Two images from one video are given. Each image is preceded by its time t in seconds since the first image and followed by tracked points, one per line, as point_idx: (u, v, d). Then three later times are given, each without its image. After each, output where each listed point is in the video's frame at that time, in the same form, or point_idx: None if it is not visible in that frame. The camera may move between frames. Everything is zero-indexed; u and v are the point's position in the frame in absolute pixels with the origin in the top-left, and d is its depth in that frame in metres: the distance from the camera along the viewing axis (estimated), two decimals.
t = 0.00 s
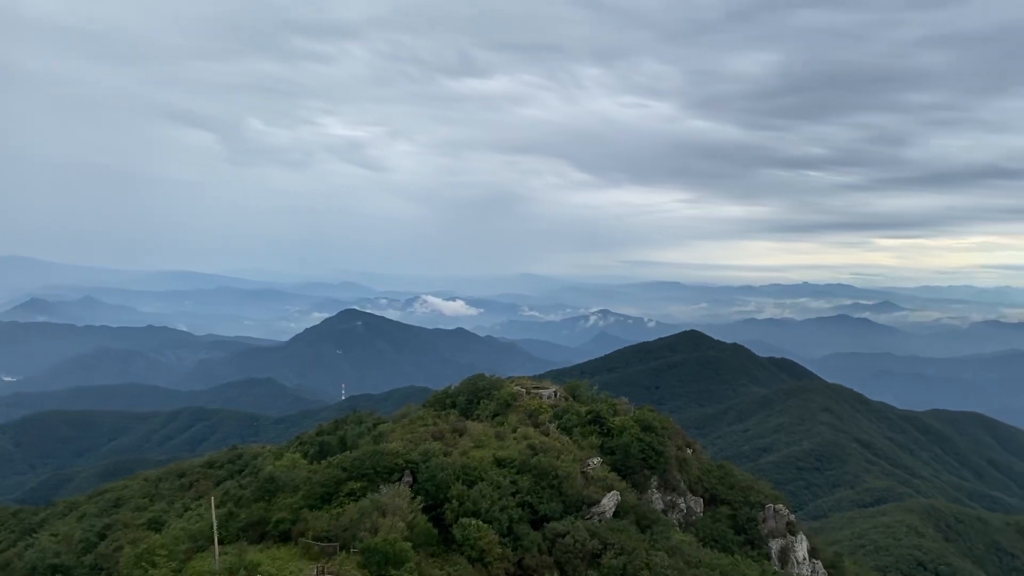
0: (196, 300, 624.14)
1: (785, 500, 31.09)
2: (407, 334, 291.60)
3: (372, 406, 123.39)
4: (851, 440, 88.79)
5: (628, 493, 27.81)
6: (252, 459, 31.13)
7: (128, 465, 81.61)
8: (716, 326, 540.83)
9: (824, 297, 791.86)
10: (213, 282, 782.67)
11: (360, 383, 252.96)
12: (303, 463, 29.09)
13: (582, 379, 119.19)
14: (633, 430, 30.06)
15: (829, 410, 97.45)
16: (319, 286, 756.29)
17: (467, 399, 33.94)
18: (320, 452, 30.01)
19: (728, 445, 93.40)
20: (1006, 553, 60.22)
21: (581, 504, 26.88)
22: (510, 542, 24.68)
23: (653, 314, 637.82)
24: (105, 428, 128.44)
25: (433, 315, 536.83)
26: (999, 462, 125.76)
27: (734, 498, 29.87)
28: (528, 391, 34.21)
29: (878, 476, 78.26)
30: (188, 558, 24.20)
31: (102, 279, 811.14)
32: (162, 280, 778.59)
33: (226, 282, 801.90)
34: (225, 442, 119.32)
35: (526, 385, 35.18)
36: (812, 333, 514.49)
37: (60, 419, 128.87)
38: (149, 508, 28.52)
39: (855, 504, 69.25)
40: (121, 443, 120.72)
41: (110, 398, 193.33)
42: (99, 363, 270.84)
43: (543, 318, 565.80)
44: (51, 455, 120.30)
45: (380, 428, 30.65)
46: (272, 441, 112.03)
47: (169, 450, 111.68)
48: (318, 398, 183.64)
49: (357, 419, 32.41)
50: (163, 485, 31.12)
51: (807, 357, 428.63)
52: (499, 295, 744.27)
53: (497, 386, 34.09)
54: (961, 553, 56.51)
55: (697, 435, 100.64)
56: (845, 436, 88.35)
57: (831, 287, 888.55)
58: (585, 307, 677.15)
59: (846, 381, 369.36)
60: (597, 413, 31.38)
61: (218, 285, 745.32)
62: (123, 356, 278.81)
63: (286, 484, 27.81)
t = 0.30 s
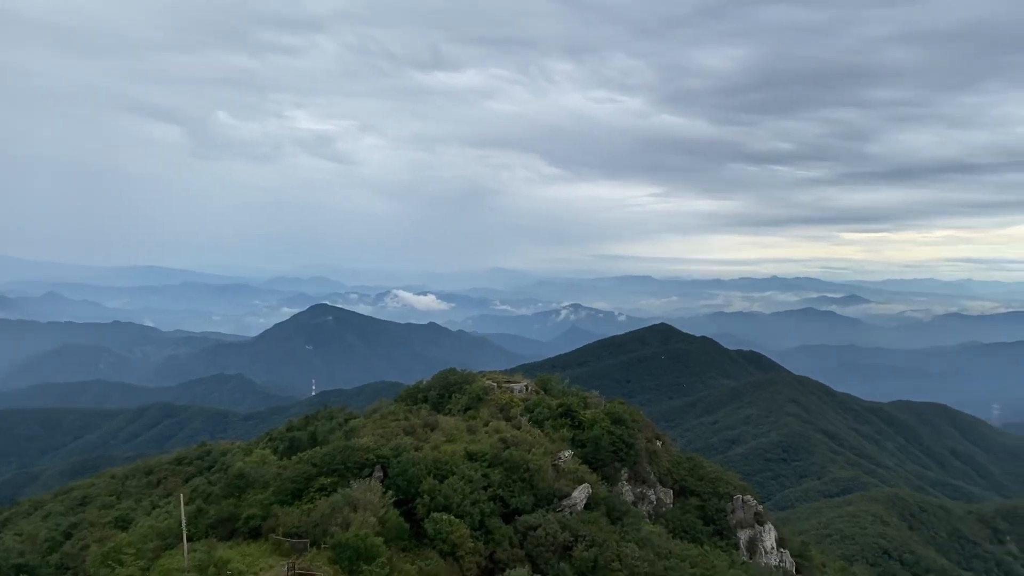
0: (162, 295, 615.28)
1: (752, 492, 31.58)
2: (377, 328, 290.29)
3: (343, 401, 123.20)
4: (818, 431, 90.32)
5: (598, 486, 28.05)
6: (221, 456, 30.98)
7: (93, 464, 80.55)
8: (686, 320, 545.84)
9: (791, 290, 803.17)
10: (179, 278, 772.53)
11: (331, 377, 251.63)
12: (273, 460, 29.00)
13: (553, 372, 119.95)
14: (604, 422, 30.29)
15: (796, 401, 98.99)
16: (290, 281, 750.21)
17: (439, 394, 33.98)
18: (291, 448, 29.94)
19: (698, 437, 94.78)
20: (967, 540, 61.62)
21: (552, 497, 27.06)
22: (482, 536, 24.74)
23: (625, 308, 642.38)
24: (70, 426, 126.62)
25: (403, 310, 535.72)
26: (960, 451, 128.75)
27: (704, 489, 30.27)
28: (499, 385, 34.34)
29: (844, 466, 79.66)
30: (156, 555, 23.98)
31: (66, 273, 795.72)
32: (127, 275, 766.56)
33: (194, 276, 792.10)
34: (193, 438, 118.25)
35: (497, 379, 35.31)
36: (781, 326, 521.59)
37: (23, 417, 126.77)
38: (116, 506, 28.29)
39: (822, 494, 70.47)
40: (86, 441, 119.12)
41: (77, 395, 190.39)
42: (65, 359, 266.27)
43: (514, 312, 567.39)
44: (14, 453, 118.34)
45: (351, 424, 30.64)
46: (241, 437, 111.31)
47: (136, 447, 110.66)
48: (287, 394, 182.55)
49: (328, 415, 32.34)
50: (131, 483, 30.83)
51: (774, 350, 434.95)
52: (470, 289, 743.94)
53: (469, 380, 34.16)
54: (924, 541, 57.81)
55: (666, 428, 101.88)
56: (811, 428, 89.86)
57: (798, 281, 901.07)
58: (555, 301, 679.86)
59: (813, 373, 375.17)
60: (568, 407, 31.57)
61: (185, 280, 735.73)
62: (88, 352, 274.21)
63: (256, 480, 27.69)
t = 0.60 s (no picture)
0: (126, 290, 605.15)
1: (721, 483, 32.00)
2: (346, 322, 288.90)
3: (311, 396, 122.77)
4: (785, 422, 91.67)
5: (568, 478, 28.20)
6: (188, 452, 30.82)
7: (54, 462, 79.51)
8: (654, 313, 550.27)
9: (757, 283, 813.38)
10: (143, 272, 760.50)
11: (300, 373, 250.30)
12: (241, 455, 28.88)
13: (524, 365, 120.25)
14: (573, 415, 30.50)
15: (763, 393, 100.40)
16: (258, 276, 742.90)
17: (408, 388, 33.91)
18: (259, 444, 29.83)
19: (667, 428, 95.97)
20: (929, 528, 62.94)
21: (522, 490, 27.16)
22: (452, 530, 24.76)
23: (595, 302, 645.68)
24: (30, 424, 124.50)
25: (372, 304, 534.17)
26: (922, 441, 131.65)
27: (673, 481, 30.59)
28: (470, 378, 34.44)
29: (810, 457, 80.93)
30: (121, 553, 23.82)
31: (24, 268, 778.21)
32: (89, 269, 752.82)
33: (159, 271, 780.24)
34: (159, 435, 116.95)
35: (468, 372, 35.43)
36: (749, 317, 528.01)
37: None
38: (81, 504, 27.98)
39: (788, 484, 71.64)
40: (47, 439, 117.30)
41: (41, 392, 187.18)
42: (28, 355, 261.25)
43: (484, 306, 568.03)
44: None
45: (320, 418, 30.58)
46: (209, 433, 110.56)
47: (100, 444, 109.38)
48: (255, 389, 181.36)
49: (297, 410, 32.28)
50: (95, 481, 30.52)
51: (741, 341, 440.76)
52: (439, 284, 742.43)
53: (439, 374, 34.21)
54: (888, 529, 58.99)
55: (635, 420, 102.86)
56: (778, 419, 91.23)
57: (764, 274, 912.80)
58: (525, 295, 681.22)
59: (778, 364, 380.69)
60: (538, 400, 31.72)
61: (148, 275, 724.84)
62: (51, 348, 269.19)
63: (224, 475, 27.55)
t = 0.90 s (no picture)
0: (88, 284, 593.77)
1: (687, 474, 32.49)
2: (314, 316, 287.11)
3: (279, 391, 122.26)
4: (752, 413, 92.94)
5: (538, 471, 28.32)
6: (154, 448, 30.57)
7: (12, 460, 78.49)
8: (623, 306, 553.68)
9: (725, 276, 822.09)
10: (105, 266, 747.20)
11: (267, 368, 248.65)
12: (207, 451, 28.70)
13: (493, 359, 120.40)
14: (543, 408, 30.70)
15: (730, 384, 101.79)
16: (225, 270, 734.02)
17: (377, 382, 33.85)
18: (226, 439, 29.69)
19: (636, 420, 96.97)
20: (891, 516, 64.04)
21: (492, 482, 27.22)
22: (422, 523, 24.71)
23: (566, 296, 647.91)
24: None
25: (340, 299, 531.13)
26: (884, 430, 134.60)
27: (641, 472, 30.95)
28: (439, 372, 34.47)
29: (775, 447, 82.14)
30: (85, 550, 23.55)
31: None
32: (50, 264, 737.54)
33: (122, 265, 766.98)
34: (124, 431, 115.63)
35: (437, 366, 35.44)
36: (718, 308, 533.43)
37: None
38: (42, 502, 27.66)
39: (755, 474, 72.74)
40: (7, 436, 115.40)
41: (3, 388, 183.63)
42: None
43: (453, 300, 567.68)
44: None
45: (287, 413, 30.44)
46: (175, 429, 109.68)
47: (64, 441, 107.98)
48: (223, 384, 180.01)
49: (264, 405, 32.10)
50: (58, 478, 30.13)
51: (709, 334, 445.61)
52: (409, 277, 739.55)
53: (408, 368, 34.13)
54: (851, 518, 60.20)
55: (604, 412, 103.82)
56: (745, 410, 92.50)
57: (731, 267, 922.45)
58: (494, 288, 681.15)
59: (744, 356, 384.94)
60: (508, 393, 31.82)
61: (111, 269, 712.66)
62: (10, 344, 263.67)
63: (190, 471, 27.31)
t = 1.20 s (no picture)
0: (48, 278, 581.08)
1: (656, 465, 32.84)
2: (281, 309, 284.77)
3: (247, 386, 121.39)
4: (718, 405, 94.09)
5: (507, 464, 28.42)
6: (118, 444, 30.26)
7: None
8: (593, 299, 556.19)
9: (693, 269, 829.10)
10: (66, 260, 732.19)
11: (233, 363, 246.29)
12: (173, 446, 28.46)
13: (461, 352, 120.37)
14: (513, 401, 30.86)
15: (697, 376, 102.97)
16: (191, 264, 723.55)
17: (345, 376, 33.71)
18: (192, 435, 29.43)
19: (605, 413, 97.75)
20: (854, 504, 65.07)
21: (460, 476, 27.27)
22: (390, 517, 24.59)
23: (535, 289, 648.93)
24: None
25: (307, 292, 526.77)
26: (847, 420, 137.14)
27: (609, 464, 31.21)
28: (408, 366, 34.42)
29: (740, 438, 83.20)
30: (46, 549, 23.19)
31: None
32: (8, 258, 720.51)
33: (83, 259, 752.03)
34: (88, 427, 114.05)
35: (405, 361, 35.38)
36: (687, 302, 538.28)
37: None
38: (3, 500, 27.28)
39: (721, 465, 73.63)
40: None
41: None
42: None
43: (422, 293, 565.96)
44: None
45: (254, 409, 30.27)
46: (140, 425, 108.46)
47: (24, 438, 106.22)
48: (190, 379, 178.19)
49: (230, 400, 31.88)
50: (18, 476, 29.64)
51: (676, 327, 449.71)
52: (378, 271, 735.04)
53: (377, 362, 34.03)
54: (816, 508, 61.22)
55: (573, 405, 104.51)
56: (712, 402, 93.62)
57: (700, 259, 931.09)
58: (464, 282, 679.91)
59: (711, 348, 389.11)
60: (477, 387, 31.90)
61: (72, 263, 698.44)
62: None
63: (155, 467, 27.08)
